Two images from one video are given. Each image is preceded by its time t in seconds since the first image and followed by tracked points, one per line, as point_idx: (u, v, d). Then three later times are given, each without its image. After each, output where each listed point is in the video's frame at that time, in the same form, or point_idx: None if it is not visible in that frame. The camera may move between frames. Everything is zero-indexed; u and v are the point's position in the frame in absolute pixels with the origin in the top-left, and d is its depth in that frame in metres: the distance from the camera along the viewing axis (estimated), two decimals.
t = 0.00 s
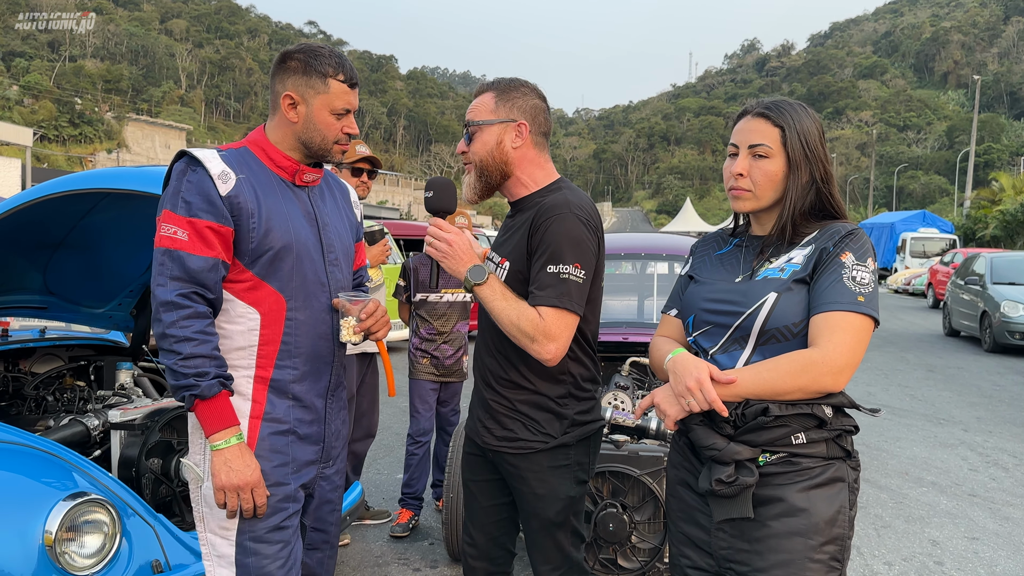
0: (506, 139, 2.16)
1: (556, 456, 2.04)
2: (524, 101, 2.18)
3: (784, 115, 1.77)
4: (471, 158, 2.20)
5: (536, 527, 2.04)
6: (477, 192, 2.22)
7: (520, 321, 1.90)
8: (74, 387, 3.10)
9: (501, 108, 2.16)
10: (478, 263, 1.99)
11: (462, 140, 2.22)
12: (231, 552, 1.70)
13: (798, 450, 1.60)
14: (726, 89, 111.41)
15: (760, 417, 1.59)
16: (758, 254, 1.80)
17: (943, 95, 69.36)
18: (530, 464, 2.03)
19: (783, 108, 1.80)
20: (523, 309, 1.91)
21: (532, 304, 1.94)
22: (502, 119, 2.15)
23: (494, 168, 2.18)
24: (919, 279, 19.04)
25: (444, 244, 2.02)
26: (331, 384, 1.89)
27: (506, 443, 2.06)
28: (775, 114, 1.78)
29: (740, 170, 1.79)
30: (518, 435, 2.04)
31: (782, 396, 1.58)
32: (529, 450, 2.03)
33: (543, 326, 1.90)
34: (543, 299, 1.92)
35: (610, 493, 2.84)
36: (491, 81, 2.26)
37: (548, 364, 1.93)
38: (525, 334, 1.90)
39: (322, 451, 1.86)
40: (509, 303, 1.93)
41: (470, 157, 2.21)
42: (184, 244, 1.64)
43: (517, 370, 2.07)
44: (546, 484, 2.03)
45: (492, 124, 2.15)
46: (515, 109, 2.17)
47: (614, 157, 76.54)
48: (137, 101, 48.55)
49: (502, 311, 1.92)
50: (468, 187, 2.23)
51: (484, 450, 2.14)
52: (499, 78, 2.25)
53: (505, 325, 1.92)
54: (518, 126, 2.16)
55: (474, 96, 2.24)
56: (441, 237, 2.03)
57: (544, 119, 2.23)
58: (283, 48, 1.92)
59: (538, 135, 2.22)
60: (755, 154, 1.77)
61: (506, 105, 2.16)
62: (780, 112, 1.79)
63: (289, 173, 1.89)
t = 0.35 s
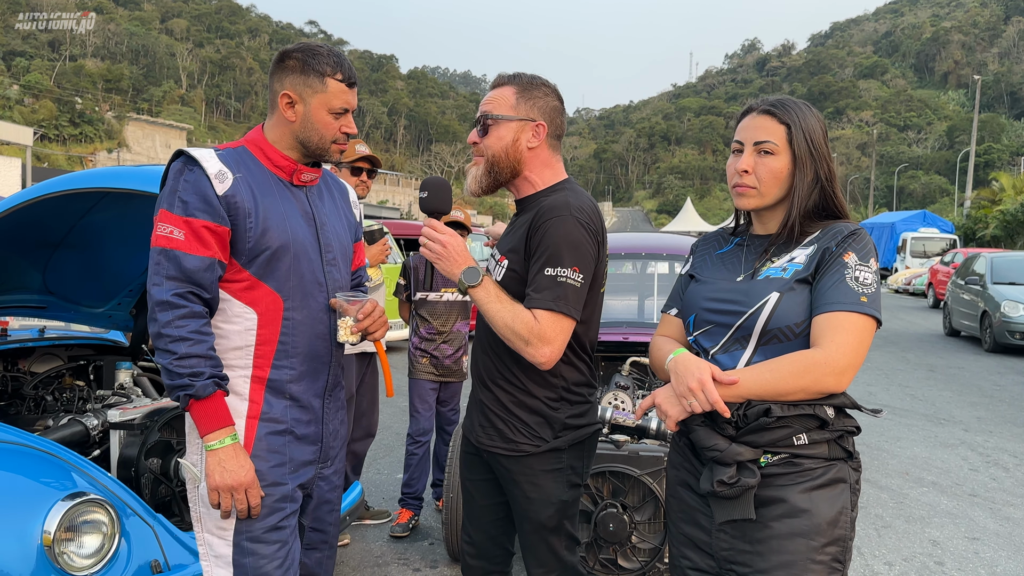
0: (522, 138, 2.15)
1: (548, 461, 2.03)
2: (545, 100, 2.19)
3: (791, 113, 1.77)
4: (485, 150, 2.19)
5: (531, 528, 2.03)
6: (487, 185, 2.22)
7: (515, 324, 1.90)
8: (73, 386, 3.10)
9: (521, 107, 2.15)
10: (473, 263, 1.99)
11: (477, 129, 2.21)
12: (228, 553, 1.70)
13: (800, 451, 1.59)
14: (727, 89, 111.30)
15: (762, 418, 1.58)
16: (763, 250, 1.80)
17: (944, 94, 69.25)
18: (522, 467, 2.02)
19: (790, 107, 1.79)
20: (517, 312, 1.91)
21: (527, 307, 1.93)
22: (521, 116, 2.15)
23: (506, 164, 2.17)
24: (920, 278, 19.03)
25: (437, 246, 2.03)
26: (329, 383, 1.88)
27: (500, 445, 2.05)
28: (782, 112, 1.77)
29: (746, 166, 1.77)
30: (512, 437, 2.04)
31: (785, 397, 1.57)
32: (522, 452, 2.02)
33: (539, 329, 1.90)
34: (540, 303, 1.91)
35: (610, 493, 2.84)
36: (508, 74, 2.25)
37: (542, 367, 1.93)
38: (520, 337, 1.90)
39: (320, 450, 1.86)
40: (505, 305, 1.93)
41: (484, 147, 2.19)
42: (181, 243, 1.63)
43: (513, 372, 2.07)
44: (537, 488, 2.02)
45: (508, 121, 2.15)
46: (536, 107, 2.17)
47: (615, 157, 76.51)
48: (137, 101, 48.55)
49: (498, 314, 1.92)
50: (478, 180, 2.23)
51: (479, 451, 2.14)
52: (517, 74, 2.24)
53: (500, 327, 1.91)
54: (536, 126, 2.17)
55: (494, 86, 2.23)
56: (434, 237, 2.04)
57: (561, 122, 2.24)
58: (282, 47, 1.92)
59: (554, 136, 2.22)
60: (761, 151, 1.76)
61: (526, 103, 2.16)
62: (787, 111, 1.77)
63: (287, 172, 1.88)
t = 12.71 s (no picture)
0: (514, 164, 2.30)
1: (561, 459, 2.13)
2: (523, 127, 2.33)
3: (800, 130, 1.79)
4: (481, 172, 2.26)
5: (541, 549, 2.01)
6: (486, 205, 2.29)
7: (509, 294, 1.95)
8: (90, 407, 3.14)
9: (511, 132, 2.28)
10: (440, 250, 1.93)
11: (472, 153, 2.26)
12: (249, 570, 1.68)
13: (795, 471, 1.56)
14: (737, 112, 111.79)
15: (753, 436, 1.57)
16: (765, 267, 1.81)
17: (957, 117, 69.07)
18: (540, 469, 2.08)
19: (803, 125, 1.81)
20: (513, 286, 1.98)
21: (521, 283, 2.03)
22: (512, 142, 2.28)
23: (506, 185, 2.28)
24: (935, 302, 18.83)
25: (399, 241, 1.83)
26: (342, 398, 1.90)
27: (511, 454, 2.08)
28: (791, 127, 1.81)
29: (745, 174, 1.83)
30: (522, 442, 2.08)
31: (775, 415, 1.56)
32: (535, 456, 2.08)
33: (533, 299, 2.00)
34: (536, 278, 2.05)
35: (627, 515, 2.80)
36: (492, 102, 2.34)
37: (530, 337, 2.00)
38: (516, 307, 1.96)
39: (335, 464, 1.87)
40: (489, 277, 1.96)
41: (481, 170, 2.26)
42: (201, 243, 1.64)
43: (516, 377, 2.12)
44: (556, 486, 2.09)
45: (505, 144, 2.25)
46: (520, 135, 2.32)
47: (626, 180, 76.77)
48: (155, 126, 49.49)
49: (487, 287, 1.94)
50: (477, 200, 2.28)
51: (480, 468, 2.13)
52: (498, 100, 2.36)
53: (493, 301, 1.93)
54: (521, 152, 2.32)
55: (474, 113, 2.31)
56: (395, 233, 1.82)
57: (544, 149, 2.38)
58: (289, 67, 1.95)
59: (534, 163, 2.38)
60: (760, 161, 1.80)
61: (514, 130, 2.30)
62: (799, 127, 1.80)
63: (296, 191, 1.94)
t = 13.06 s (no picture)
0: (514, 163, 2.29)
1: (566, 458, 2.13)
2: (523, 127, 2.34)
3: (799, 129, 1.79)
4: (479, 171, 2.26)
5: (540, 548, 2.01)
6: (486, 204, 2.29)
7: (514, 293, 1.95)
8: (91, 407, 3.13)
9: (511, 132, 2.28)
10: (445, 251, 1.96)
11: (472, 153, 2.25)
12: (242, 570, 1.68)
13: (800, 471, 1.56)
14: (738, 112, 111.70)
15: (759, 436, 1.57)
16: (768, 267, 1.81)
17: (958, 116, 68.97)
18: (544, 469, 2.07)
19: (803, 124, 1.81)
20: (516, 285, 1.98)
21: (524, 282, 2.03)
22: (512, 142, 2.28)
23: (506, 184, 2.28)
24: (937, 301, 18.80)
25: (404, 241, 1.90)
26: (340, 400, 1.90)
27: (515, 454, 2.08)
28: (789, 126, 1.81)
29: (743, 176, 1.84)
30: (526, 442, 2.08)
31: (781, 415, 1.56)
32: (540, 456, 2.08)
33: (537, 298, 2.00)
34: (539, 278, 2.05)
35: (627, 515, 2.80)
36: (491, 102, 2.33)
37: (534, 335, 2.00)
38: (520, 306, 1.96)
39: (332, 466, 1.87)
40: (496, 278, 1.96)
41: (480, 169, 2.26)
42: (197, 245, 1.64)
43: (519, 376, 2.12)
44: (560, 486, 2.09)
45: (504, 142, 2.25)
46: (519, 134, 2.32)
47: (627, 180, 76.71)
48: (155, 125, 49.46)
49: (492, 287, 1.94)
50: (478, 200, 2.28)
51: (484, 469, 2.12)
52: (497, 100, 2.35)
53: (497, 300, 1.93)
54: (521, 151, 2.32)
55: (472, 113, 2.31)
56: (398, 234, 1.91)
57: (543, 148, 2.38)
58: (299, 65, 1.97)
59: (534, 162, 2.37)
60: (755, 162, 1.80)
61: (513, 129, 2.30)
62: (797, 126, 1.81)
63: (301, 192, 1.93)
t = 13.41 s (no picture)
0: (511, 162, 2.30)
1: (570, 456, 2.14)
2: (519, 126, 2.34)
3: (800, 128, 1.79)
4: (478, 171, 2.25)
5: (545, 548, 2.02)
6: (485, 205, 2.28)
7: (523, 293, 1.95)
8: (92, 406, 3.14)
9: (506, 131, 2.28)
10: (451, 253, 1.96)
11: (470, 153, 2.24)
12: (251, 570, 1.68)
13: (804, 470, 1.56)
14: (739, 111, 111.65)
15: (763, 436, 1.56)
16: (771, 267, 1.80)
17: (960, 116, 68.93)
18: (548, 467, 2.08)
19: (803, 123, 1.81)
20: (524, 285, 1.98)
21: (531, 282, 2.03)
22: (508, 140, 2.28)
23: (504, 184, 2.28)
24: (937, 301, 18.79)
25: (409, 245, 1.90)
26: (344, 399, 1.91)
27: (520, 453, 2.08)
28: (789, 126, 1.81)
29: (746, 176, 1.84)
30: (531, 440, 2.08)
31: (786, 415, 1.56)
32: (545, 454, 2.08)
33: (545, 298, 2.00)
34: (545, 277, 2.06)
35: (628, 515, 2.80)
36: (485, 102, 2.32)
37: (542, 335, 2.00)
38: (529, 305, 1.96)
39: (338, 464, 1.88)
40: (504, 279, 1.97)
41: (479, 169, 2.25)
42: (195, 268, 1.63)
43: (524, 375, 2.12)
44: (565, 483, 2.10)
45: (501, 142, 2.25)
46: (514, 133, 2.32)
47: (627, 179, 76.68)
48: (156, 125, 49.47)
49: (501, 286, 1.94)
50: (477, 200, 2.27)
51: (489, 468, 2.12)
52: (491, 100, 2.34)
53: (506, 300, 1.93)
54: (517, 149, 2.32)
55: (467, 114, 2.30)
56: (402, 238, 1.90)
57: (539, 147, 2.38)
58: (277, 63, 1.95)
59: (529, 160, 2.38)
60: (759, 161, 1.81)
61: (509, 128, 2.29)
62: (797, 125, 1.81)
63: (295, 192, 1.93)
